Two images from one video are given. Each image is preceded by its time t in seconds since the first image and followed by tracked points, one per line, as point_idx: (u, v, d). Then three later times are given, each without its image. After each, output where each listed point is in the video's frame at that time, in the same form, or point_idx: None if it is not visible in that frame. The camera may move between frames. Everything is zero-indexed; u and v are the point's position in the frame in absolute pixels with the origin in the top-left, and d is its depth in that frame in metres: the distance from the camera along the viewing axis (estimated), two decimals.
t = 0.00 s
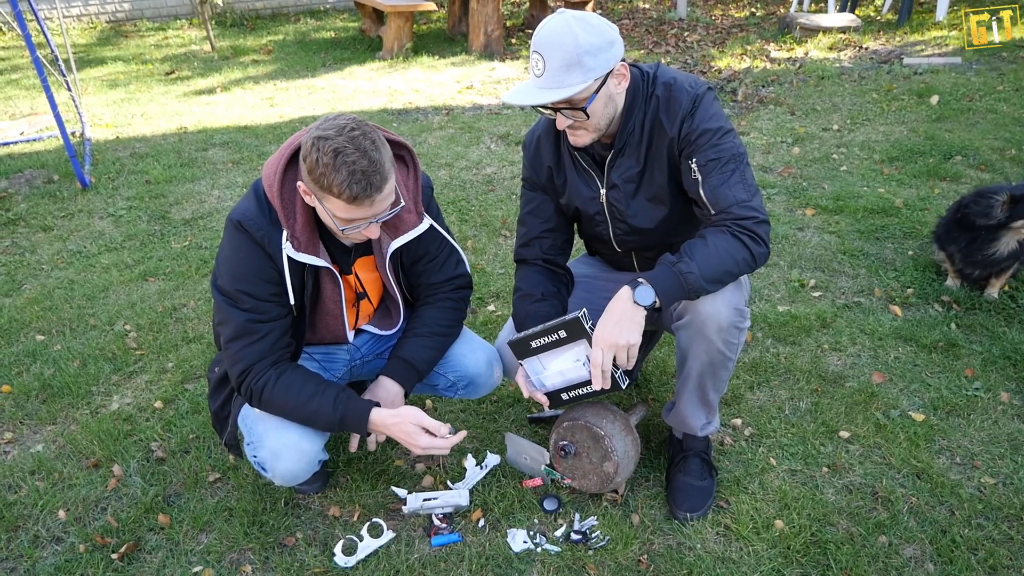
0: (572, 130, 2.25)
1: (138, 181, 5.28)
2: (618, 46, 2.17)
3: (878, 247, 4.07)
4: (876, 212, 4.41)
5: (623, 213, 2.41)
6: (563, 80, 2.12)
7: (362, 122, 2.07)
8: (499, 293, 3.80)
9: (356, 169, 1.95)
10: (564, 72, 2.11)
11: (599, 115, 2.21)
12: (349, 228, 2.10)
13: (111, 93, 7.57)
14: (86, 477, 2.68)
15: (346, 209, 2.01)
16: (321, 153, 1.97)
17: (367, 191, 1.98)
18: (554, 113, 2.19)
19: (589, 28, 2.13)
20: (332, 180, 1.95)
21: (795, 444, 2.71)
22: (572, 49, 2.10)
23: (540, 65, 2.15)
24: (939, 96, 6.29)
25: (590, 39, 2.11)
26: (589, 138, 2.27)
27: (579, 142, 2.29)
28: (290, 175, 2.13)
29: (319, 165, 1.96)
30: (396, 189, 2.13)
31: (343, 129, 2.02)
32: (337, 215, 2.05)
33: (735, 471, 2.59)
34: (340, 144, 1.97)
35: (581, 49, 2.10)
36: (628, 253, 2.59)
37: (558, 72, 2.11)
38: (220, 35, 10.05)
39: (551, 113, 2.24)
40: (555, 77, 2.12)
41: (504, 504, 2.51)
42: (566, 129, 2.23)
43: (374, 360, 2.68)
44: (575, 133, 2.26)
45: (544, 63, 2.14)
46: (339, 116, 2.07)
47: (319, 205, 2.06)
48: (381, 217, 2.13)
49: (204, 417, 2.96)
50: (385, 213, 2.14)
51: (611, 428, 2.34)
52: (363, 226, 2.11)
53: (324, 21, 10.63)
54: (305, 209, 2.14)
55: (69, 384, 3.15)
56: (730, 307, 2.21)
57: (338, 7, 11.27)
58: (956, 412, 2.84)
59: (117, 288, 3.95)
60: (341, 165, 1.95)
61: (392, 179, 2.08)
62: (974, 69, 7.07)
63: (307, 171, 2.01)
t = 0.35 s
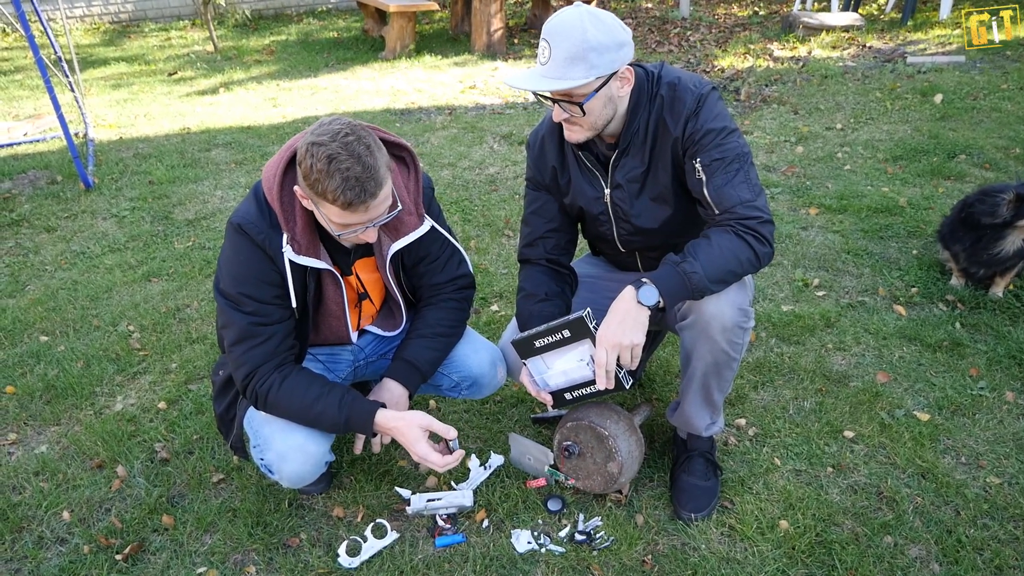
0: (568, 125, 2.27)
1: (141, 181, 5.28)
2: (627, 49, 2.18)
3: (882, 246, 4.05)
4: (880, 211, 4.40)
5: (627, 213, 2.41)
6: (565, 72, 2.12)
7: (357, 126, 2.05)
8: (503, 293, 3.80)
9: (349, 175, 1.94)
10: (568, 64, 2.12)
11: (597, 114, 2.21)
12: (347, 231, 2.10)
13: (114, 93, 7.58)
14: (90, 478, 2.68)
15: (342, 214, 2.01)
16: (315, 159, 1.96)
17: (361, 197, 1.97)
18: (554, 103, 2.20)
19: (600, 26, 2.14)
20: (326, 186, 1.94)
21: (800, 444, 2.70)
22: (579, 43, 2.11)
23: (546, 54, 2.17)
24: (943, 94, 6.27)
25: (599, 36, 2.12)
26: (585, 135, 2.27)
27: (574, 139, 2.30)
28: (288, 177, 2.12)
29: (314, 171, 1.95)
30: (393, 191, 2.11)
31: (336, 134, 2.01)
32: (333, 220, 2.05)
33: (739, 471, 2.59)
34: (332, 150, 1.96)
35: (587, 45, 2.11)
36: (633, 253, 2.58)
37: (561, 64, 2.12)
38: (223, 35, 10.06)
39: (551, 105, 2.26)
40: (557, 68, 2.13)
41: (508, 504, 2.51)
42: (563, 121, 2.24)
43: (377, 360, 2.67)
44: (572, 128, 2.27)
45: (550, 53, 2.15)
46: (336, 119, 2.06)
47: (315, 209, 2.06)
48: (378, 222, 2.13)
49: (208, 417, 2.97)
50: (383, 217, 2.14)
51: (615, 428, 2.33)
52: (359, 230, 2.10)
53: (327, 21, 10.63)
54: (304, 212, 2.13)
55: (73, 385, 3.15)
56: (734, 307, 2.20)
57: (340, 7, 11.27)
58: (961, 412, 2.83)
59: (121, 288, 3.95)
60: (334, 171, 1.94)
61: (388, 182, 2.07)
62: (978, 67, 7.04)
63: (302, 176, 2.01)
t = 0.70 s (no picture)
0: (566, 122, 2.26)
1: (138, 180, 5.27)
2: (629, 48, 2.18)
3: (881, 246, 4.06)
4: (879, 211, 4.40)
5: (626, 213, 2.41)
6: (566, 68, 2.12)
7: (360, 124, 2.05)
8: (501, 292, 3.79)
9: (354, 173, 1.94)
10: (569, 61, 2.12)
11: (595, 112, 2.20)
12: (349, 229, 2.09)
13: (111, 92, 7.56)
14: (87, 478, 2.67)
15: (345, 211, 2.00)
16: (319, 155, 1.95)
17: (365, 193, 1.96)
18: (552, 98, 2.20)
19: (602, 24, 2.14)
20: (330, 183, 1.94)
21: (798, 443, 2.70)
22: (581, 41, 2.11)
23: (548, 50, 2.17)
24: (941, 94, 6.27)
25: (602, 34, 2.12)
26: (582, 133, 2.26)
27: (570, 137, 2.29)
28: (287, 176, 2.11)
29: (317, 167, 1.94)
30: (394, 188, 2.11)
31: (340, 131, 2.00)
32: (336, 217, 2.04)
33: (738, 471, 2.58)
34: (337, 147, 1.95)
35: (590, 43, 2.11)
36: (632, 252, 2.58)
37: (562, 61, 2.12)
38: (220, 34, 10.03)
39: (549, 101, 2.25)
40: (558, 64, 2.13)
41: (507, 504, 2.50)
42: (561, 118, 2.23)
43: (376, 360, 2.67)
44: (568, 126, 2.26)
45: (551, 48, 2.15)
46: (335, 117, 2.04)
47: (317, 207, 2.05)
48: (380, 219, 2.13)
49: (206, 417, 2.96)
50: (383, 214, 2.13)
51: (614, 428, 2.33)
52: (360, 228, 2.10)
53: (324, 20, 10.61)
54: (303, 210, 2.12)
55: (70, 385, 3.14)
56: (734, 307, 2.20)
57: (338, 6, 11.26)
58: (959, 412, 2.83)
59: (118, 287, 3.94)
60: (339, 167, 1.93)
61: (390, 180, 2.07)
62: (975, 68, 7.05)
63: (304, 173, 1.99)
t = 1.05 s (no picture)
0: (561, 120, 2.25)
1: (135, 181, 5.26)
2: (625, 46, 2.17)
3: (879, 241, 4.06)
4: (876, 206, 4.40)
5: (624, 211, 2.40)
6: (561, 66, 2.12)
7: (366, 118, 2.07)
8: (500, 291, 3.79)
9: (362, 163, 1.95)
10: (565, 59, 2.11)
11: (591, 110, 2.19)
12: (354, 224, 2.08)
13: (107, 93, 7.54)
14: (86, 480, 2.66)
15: (352, 204, 2.00)
16: (328, 147, 1.96)
17: (375, 184, 1.97)
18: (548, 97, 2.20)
19: (598, 22, 2.13)
20: (338, 175, 1.94)
21: (798, 440, 2.70)
22: (577, 39, 2.10)
23: (543, 47, 2.16)
24: (937, 89, 6.27)
25: (597, 32, 2.11)
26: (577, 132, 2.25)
27: (567, 135, 2.29)
28: (287, 176, 2.10)
29: (326, 159, 1.95)
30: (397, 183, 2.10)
31: (347, 123, 2.02)
32: (342, 211, 2.03)
33: (738, 468, 2.58)
34: (346, 138, 1.97)
35: (585, 41, 2.10)
36: (629, 250, 2.57)
37: (558, 59, 2.12)
38: (216, 33, 10.01)
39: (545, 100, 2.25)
40: (554, 63, 2.12)
41: (507, 503, 2.50)
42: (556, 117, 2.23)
43: (374, 360, 2.66)
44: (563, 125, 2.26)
45: (546, 46, 2.15)
46: (337, 112, 2.07)
47: (321, 201, 2.03)
48: (384, 213, 2.13)
49: (205, 418, 2.95)
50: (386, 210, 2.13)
51: (613, 425, 2.33)
52: (366, 222, 2.09)
53: (320, 19, 10.59)
54: (304, 209, 2.11)
55: (68, 386, 3.14)
56: (732, 304, 2.20)
57: (334, 5, 11.23)
58: (958, 407, 2.83)
59: (115, 289, 3.93)
60: (348, 158, 1.94)
61: (396, 174, 2.08)
62: (972, 62, 7.05)
63: (310, 166, 1.99)
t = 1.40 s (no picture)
0: (564, 121, 2.25)
1: (135, 181, 5.25)
2: (624, 43, 2.17)
3: (879, 241, 4.05)
4: (877, 205, 4.39)
5: (623, 210, 2.40)
6: (563, 65, 2.11)
7: (373, 115, 2.08)
8: (500, 291, 3.79)
9: (373, 158, 1.95)
10: (566, 57, 2.10)
11: (593, 108, 2.19)
12: (363, 220, 2.08)
13: (107, 93, 7.54)
14: (86, 480, 2.66)
15: (362, 200, 2.00)
16: (339, 143, 1.96)
17: (385, 180, 1.98)
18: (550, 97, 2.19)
19: (597, 20, 2.13)
20: (349, 171, 1.94)
21: (799, 440, 2.70)
22: (577, 37, 2.10)
23: (543, 47, 2.15)
24: (937, 88, 6.27)
25: (597, 30, 2.11)
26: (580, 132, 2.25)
27: (569, 135, 2.28)
28: (290, 175, 2.09)
29: (336, 156, 1.95)
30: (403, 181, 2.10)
31: (356, 120, 2.03)
32: (351, 208, 2.03)
33: (739, 468, 2.58)
34: (355, 134, 1.98)
35: (585, 38, 2.10)
36: (629, 250, 2.57)
37: (558, 57, 2.11)
38: (216, 33, 10.01)
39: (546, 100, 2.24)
40: (555, 61, 2.11)
41: (508, 503, 2.50)
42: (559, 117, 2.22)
43: (374, 360, 2.66)
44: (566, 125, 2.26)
45: (546, 46, 2.14)
46: (342, 110, 2.07)
47: (328, 198, 2.02)
48: (392, 209, 2.13)
49: (205, 418, 2.95)
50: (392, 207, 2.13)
51: (614, 425, 2.32)
52: (373, 218, 2.09)
53: (320, 19, 10.58)
54: (308, 207, 2.11)
55: (68, 387, 3.13)
56: (732, 304, 2.19)
57: (333, 5, 11.23)
58: (959, 407, 2.83)
59: (115, 289, 3.93)
60: (359, 154, 1.95)
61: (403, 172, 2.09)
62: (972, 62, 7.04)
63: (318, 163, 1.98)
